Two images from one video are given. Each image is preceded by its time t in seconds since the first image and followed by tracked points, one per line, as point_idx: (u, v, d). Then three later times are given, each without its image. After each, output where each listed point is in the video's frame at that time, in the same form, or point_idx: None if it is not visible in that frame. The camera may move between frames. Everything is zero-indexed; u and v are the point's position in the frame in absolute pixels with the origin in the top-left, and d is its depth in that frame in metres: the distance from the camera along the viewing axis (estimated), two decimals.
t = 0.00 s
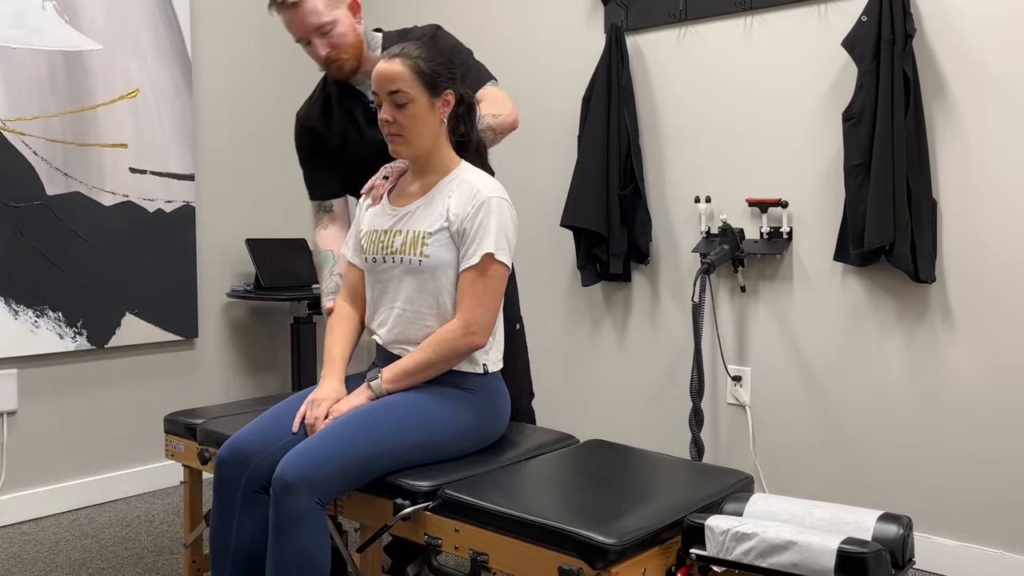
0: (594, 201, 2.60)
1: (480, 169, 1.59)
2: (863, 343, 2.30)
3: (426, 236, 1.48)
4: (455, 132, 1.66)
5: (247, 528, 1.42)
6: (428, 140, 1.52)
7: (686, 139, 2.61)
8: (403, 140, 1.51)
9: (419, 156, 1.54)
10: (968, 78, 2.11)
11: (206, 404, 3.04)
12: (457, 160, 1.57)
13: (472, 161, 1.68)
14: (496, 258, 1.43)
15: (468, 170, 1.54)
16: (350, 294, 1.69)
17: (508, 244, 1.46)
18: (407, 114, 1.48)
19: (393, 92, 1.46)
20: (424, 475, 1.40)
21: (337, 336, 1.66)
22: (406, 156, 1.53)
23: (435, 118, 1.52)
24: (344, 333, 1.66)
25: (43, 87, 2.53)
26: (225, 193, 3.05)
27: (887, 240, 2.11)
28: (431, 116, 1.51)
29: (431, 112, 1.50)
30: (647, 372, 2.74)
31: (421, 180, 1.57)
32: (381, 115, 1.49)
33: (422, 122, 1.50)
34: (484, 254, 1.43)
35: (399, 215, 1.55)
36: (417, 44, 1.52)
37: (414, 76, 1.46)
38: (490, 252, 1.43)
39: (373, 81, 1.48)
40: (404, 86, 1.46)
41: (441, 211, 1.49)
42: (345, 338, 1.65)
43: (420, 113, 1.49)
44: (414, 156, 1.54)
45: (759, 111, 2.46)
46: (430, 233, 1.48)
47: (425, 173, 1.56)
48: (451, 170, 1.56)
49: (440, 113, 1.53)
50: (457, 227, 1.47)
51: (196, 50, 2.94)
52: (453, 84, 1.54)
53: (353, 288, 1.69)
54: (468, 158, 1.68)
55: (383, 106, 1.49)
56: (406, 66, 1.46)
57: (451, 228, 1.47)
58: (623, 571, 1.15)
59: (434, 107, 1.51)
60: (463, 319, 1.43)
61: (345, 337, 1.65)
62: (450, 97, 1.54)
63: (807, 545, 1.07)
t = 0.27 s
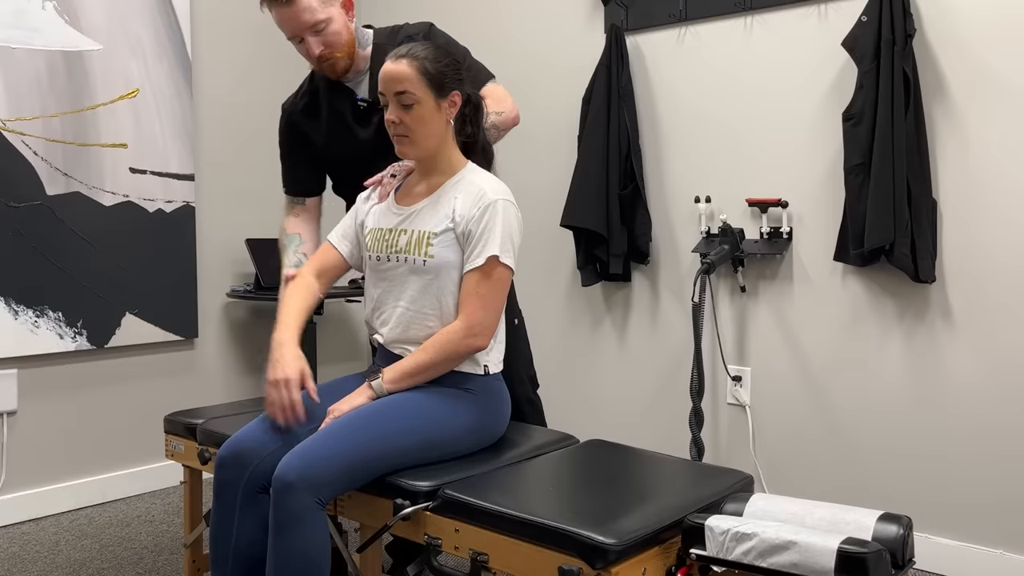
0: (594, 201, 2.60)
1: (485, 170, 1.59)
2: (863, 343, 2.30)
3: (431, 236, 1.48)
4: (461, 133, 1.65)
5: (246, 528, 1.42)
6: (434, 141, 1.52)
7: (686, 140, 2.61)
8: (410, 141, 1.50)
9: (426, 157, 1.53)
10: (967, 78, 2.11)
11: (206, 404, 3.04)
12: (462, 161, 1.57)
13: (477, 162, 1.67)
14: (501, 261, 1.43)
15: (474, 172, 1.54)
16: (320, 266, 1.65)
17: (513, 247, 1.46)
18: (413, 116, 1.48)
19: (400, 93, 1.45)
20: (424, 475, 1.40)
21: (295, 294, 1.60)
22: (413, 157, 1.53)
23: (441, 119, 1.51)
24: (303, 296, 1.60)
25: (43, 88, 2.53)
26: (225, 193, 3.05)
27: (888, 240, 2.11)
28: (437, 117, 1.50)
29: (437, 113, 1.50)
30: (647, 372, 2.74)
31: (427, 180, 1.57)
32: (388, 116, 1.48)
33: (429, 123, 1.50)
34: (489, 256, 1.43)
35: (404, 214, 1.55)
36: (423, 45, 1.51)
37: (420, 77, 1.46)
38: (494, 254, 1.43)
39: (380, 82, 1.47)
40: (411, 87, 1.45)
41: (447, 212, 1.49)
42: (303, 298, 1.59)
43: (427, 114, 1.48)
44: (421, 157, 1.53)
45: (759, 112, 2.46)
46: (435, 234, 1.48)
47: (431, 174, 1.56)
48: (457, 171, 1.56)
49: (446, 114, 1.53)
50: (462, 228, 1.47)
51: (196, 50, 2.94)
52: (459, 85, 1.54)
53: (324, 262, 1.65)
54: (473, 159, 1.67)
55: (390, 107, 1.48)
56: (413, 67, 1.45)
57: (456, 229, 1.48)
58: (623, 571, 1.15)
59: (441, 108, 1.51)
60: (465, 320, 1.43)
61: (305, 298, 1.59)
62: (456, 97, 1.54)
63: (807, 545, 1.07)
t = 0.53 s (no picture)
0: (594, 201, 2.60)
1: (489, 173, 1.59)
2: (863, 343, 2.30)
3: (433, 236, 1.49)
4: (465, 135, 1.65)
5: (247, 528, 1.42)
6: (439, 142, 1.52)
7: (686, 140, 2.61)
8: (415, 141, 1.50)
9: (430, 156, 1.53)
10: (967, 78, 2.11)
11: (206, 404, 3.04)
12: (465, 163, 1.57)
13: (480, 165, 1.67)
14: (503, 261, 1.43)
15: (478, 173, 1.54)
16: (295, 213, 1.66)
17: (515, 247, 1.46)
18: (419, 116, 1.48)
19: (408, 92, 1.45)
20: (424, 475, 1.40)
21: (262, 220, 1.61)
22: (416, 156, 1.53)
23: (447, 120, 1.51)
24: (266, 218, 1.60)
25: (43, 88, 2.53)
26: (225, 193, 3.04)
27: (888, 240, 2.11)
28: (443, 118, 1.50)
29: (443, 114, 1.50)
30: (647, 372, 2.74)
31: (430, 180, 1.57)
32: (394, 114, 1.48)
33: (435, 125, 1.49)
34: (491, 255, 1.43)
35: (406, 214, 1.55)
36: (433, 46, 1.51)
37: (429, 77, 1.46)
38: (496, 254, 1.43)
39: (388, 80, 1.47)
40: (419, 86, 1.45)
41: (450, 212, 1.50)
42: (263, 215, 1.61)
43: (433, 115, 1.48)
44: (424, 156, 1.53)
45: (759, 111, 2.46)
46: (437, 233, 1.48)
47: (434, 174, 1.56)
48: (460, 173, 1.56)
49: (452, 115, 1.53)
50: (465, 228, 1.48)
51: (196, 50, 2.94)
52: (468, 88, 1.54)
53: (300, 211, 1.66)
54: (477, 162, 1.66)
55: (396, 106, 1.48)
56: (422, 68, 1.45)
57: (458, 229, 1.48)
58: (623, 571, 1.15)
59: (447, 110, 1.51)
60: (466, 319, 1.43)
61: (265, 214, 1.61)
62: (463, 100, 1.54)
63: (807, 545, 1.07)
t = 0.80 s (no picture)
0: (594, 201, 2.60)
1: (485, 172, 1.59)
2: (863, 343, 2.30)
3: (433, 235, 1.49)
4: (461, 136, 1.65)
5: (247, 528, 1.42)
6: (437, 142, 1.52)
7: (686, 140, 2.61)
8: (412, 141, 1.50)
9: (427, 156, 1.53)
10: (968, 78, 2.11)
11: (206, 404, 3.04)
12: (461, 163, 1.58)
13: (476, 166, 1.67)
14: (501, 259, 1.44)
15: (475, 173, 1.54)
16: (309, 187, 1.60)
17: (513, 245, 1.47)
18: (417, 116, 1.47)
19: (407, 93, 1.45)
20: (424, 475, 1.40)
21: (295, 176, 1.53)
22: (413, 156, 1.52)
23: (445, 121, 1.51)
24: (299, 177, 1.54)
25: (43, 88, 2.53)
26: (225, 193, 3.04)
27: (888, 240, 2.11)
28: (441, 119, 1.50)
29: (441, 115, 1.50)
30: (647, 372, 2.74)
31: (427, 180, 1.57)
32: (391, 114, 1.48)
33: (432, 125, 1.49)
34: (489, 254, 1.43)
35: (405, 214, 1.55)
36: (432, 47, 1.51)
37: (428, 78, 1.45)
38: (495, 252, 1.43)
39: (386, 79, 1.46)
40: (418, 87, 1.45)
41: (448, 211, 1.50)
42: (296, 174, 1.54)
43: (431, 116, 1.48)
44: (422, 156, 1.53)
45: (759, 111, 2.46)
46: (437, 233, 1.48)
47: (431, 173, 1.56)
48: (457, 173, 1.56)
49: (450, 117, 1.53)
50: (463, 227, 1.48)
51: (196, 50, 2.94)
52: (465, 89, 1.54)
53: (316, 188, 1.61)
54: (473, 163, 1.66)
55: (394, 106, 1.48)
56: (421, 68, 1.45)
57: (457, 228, 1.48)
58: (623, 571, 1.15)
59: (445, 111, 1.51)
60: (465, 318, 1.43)
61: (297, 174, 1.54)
62: (461, 101, 1.54)
63: (807, 545, 1.07)
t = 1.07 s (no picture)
0: (594, 201, 2.60)
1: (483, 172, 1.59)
2: (863, 343, 2.30)
3: (433, 234, 1.49)
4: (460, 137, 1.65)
5: (247, 528, 1.42)
6: (436, 143, 1.52)
7: (686, 139, 2.61)
8: (412, 142, 1.50)
9: (426, 157, 1.53)
10: (968, 78, 2.11)
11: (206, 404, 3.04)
12: (460, 163, 1.58)
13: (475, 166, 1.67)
14: (500, 256, 1.44)
15: (474, 172, 1.54)
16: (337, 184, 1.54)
17: (512, 243, 1.47)
18: (417, 118, 1.47)
19: (407, 95, 1.45)
20: (424, 475, 1.40)
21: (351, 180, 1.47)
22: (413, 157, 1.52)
23: (444, 122, 1.51)
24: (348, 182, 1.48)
25: (43, 88, 2.53)
26: (225, 193, 3.04)
27: (888, 240, 2.11)
28: (440, 121, 1.50)
29: (441, 117, 1.50)
30: (647, 372, 2.74)
31: (427, 181, 1.57)
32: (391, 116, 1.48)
33: (432, 127, 1.49)
34: (488, 251, 1.44)
35: (405, 214, 1.55)
36: (432, 48, 1.50)
37: (428, 80, 1.45)
38: (493, 250, 1.43)
39: (386, 81, 1.46)
40: (418, 89, 1.44)
41: (448, 210, 1.50)
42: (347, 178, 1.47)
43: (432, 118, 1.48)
44: (421, 157, 1.53)
45: (758, 111, 2.46)
46: (437, 232, 1.49)
47: (431, 174, 1.56)
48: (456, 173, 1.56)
49: (449, 118, 1.53)
50: (462, 225, 1.48)
51: (196, 50, 2.94)
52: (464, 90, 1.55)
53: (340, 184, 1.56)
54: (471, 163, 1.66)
55: (394, 108, 1.47)
56: (421, 71, 1.45)
57: (457, 226, 1.48)
58: (623, 571, 1.15)
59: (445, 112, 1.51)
60: (464, 316, 1.43)
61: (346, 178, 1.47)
62: (459, 102, 1.54)
63: (807, 545, 1.07)
